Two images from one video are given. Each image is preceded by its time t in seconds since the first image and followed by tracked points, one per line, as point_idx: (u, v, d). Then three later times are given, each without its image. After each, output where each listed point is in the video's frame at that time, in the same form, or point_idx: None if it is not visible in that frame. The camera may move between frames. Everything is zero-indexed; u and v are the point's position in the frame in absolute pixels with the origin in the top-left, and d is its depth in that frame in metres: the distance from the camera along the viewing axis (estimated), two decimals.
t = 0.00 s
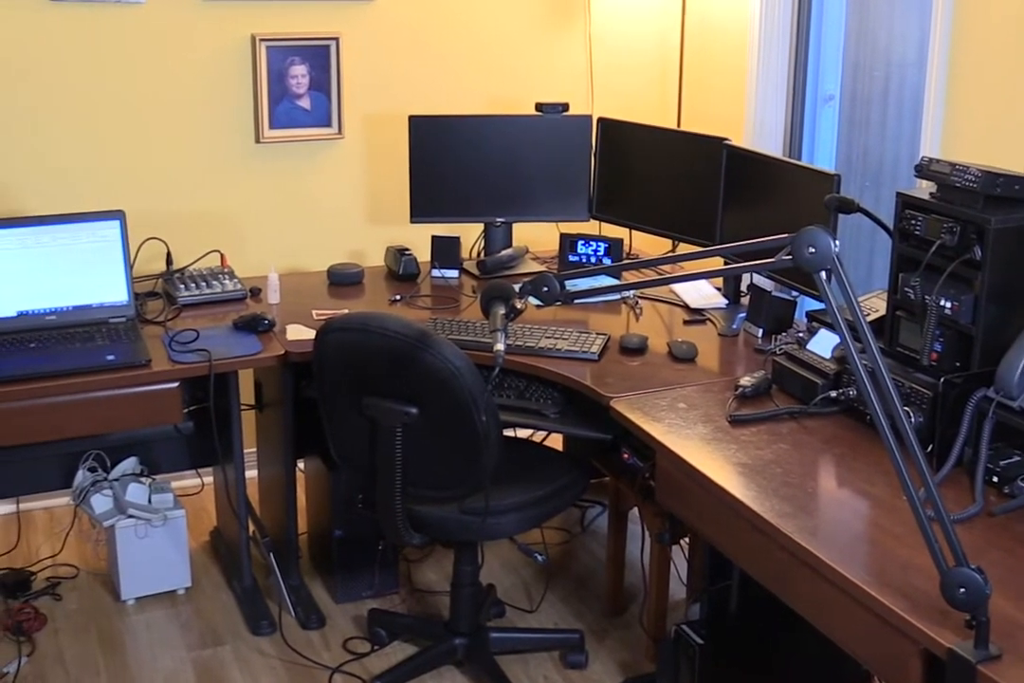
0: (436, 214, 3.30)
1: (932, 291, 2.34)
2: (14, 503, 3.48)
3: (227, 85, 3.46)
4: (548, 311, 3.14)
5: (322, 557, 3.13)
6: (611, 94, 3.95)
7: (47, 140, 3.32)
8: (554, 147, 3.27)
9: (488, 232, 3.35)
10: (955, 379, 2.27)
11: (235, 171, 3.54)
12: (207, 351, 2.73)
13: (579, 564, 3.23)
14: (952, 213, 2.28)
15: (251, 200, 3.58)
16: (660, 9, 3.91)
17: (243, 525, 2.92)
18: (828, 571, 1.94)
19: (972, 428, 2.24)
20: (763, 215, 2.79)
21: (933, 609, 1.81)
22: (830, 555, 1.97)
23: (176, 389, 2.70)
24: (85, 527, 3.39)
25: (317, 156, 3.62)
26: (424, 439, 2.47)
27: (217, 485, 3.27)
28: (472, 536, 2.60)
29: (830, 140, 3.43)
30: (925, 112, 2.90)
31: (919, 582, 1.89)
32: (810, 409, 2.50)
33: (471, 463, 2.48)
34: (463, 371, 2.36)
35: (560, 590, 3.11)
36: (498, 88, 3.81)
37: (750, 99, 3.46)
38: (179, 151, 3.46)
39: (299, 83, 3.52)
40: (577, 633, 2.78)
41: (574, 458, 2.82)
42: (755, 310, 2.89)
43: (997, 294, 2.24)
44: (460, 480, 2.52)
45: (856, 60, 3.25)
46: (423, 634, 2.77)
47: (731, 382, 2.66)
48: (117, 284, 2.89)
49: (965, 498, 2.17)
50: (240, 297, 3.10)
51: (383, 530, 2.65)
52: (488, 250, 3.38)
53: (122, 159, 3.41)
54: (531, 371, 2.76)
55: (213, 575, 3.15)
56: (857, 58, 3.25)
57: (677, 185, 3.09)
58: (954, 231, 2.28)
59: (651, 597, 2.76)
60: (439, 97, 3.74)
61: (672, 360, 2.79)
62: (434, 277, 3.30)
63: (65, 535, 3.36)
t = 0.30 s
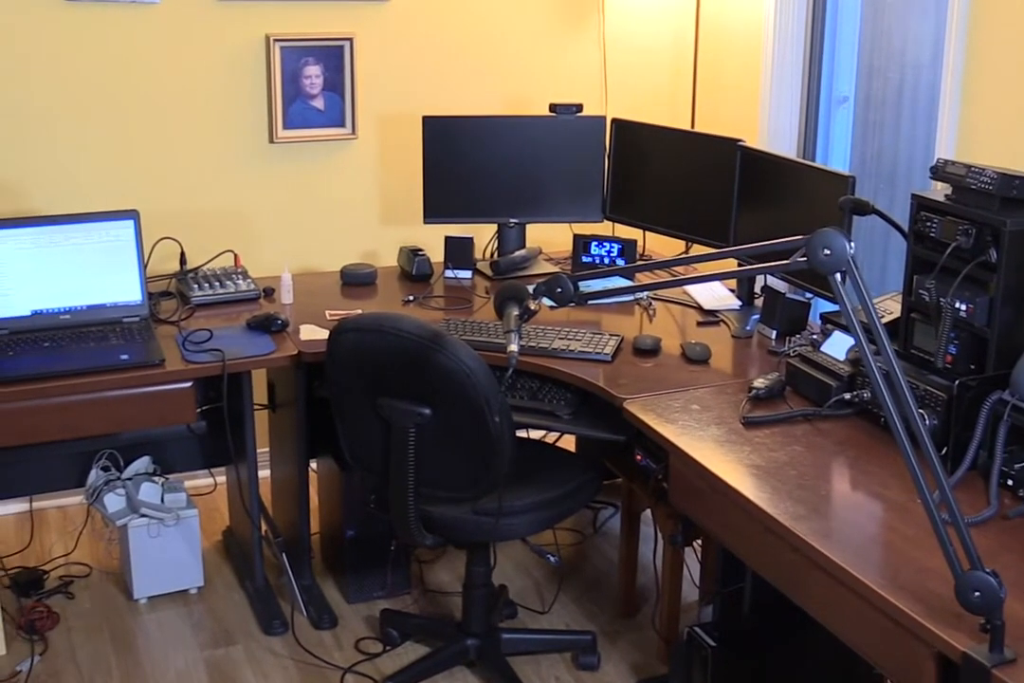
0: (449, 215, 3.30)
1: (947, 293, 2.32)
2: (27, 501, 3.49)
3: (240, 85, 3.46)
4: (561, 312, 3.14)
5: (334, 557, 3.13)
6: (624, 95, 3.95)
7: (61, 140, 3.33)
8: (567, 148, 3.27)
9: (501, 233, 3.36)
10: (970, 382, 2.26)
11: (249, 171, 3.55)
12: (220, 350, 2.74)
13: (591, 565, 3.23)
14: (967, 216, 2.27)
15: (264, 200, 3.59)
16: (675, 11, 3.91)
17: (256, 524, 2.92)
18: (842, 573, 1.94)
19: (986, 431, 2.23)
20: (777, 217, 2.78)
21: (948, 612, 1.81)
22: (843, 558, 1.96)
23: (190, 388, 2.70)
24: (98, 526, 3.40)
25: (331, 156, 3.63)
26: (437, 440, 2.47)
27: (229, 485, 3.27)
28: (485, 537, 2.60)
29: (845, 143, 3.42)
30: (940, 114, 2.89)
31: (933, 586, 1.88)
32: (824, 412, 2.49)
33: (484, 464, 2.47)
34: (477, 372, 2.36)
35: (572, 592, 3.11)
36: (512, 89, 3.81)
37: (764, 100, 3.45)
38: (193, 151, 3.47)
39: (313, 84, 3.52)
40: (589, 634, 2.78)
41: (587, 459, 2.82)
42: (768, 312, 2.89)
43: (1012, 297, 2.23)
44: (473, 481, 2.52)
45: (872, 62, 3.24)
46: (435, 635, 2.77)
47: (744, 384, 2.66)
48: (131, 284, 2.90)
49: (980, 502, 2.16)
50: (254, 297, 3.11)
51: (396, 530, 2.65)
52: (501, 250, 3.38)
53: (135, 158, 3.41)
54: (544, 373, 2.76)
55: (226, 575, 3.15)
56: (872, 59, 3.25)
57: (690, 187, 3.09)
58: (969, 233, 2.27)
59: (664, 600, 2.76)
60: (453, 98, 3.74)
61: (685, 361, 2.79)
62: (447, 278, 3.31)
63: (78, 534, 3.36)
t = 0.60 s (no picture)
0: (463, 215, 3.30)
1: (963, 295, 2.32)
2: (43, 501, 3.50)
3: (255, 86, 3.47)
4: (575, 313, 3.14)
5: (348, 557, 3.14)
6: (639, 95, 3.95)
7: (76, 141, 3.34)
8: (581, 149, 3.28)
9: (515, 234, 3.36)
10: (986, 384, 2.25)
11: (264, 172, 3.56)
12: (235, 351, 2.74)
13: (604, 567, 3.23)
14: (983, 217, 2.26)
15: (279, 201, 3.60)
16: (690, 11, 3.91)
17: (270, 524, 2.93)
18: (856, 576, 1.93)
19: (1001, 434, 2.21)
20: (792, 218, 2.78)
21: (962, 615, 1.80)
22: (858, 560, 1.96)
23: (204, 388, 2.71)
24: (113, 525, 3.42)
25: (346, 157, 3.63)
26: (451, 440, 2.48)
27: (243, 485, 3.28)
28: (499, 538, 2.60)
29: (859, 144, 3.42)
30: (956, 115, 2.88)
31: (948, 588, 1.88)
32: (839, 413, 2.48)
33: (498, 465, 2.48)
34: (491, 373, 2.36)
35: (586, 593, 3.11)
36: (526, 90, 3.81)
37: (779, 102, 3.45)
38: (207, 151, 3.48)
39: (327, 84, 3.53)
40: (602, 636, 2.78)
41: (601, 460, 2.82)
42: (783, 313, 2.88)
43: None
44: (487, 482, 2.52)
45: (887, 63, 3.24)
46: (448, 635, 2.77)
47: (758, 386, 2.65)
48: (147, 283, 2.91)
49: (995, 504, 2.16)
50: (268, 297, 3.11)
51: (409, 531, 2.65)
52: (515, 251, 3.39)
53: (149, 159, 3.42)
54: (558, 374, 2.76)
55: (239, 574, 3.16)
56: (888, 61, 3.24)
57: (705, 188, 3.09)
58: (984, 235, 2.26)
59: (678, 601, 2.75)
60: (467, 99, 3.75)
61: (700, 362, 2.79)
62: (461, 279, 3.31)
63: (93, 533, 3.38)
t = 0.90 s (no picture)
0: (477, 216, 3.30)
1: (979, 298, 2.31)
2: (56, 498, 3.51)
3: (270, 85, 3.48)
4: (589, 314, 3.14)
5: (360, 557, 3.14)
6: (654, 96, 3.95)
7: (91, 139, 3.35)
8: (596, 150, 3.27)
9: (529, 234, 3.36)
10: (1001, 387, 2.24)
11: (279, 171, 3.56)
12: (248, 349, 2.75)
13: (617, 568, 3.23)
14: (1000, 221, 2.25)
15: (293, 200, 3.60)
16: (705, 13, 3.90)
17: (282, 523, 2.93)
18: (870, 579, 1.93)
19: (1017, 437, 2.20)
20: (807, 220, 2.77)
21: (977, 619, 1.79)
22: (871, 564, 1.95)
23: (217, 387, 2.71)
24: (126, 522, 3.43)
25: (361, 157, 3.64)
26: (464, 440, 2.48)
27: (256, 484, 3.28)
28: (511, 539, 2.60)
29: (875, 146, 3.41)
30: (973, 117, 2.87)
31: (962, 592, 1.87)
32: (853, 416, 2.48)
33: (511, 466, 2.48)
34: (505, 373, 2.36)
35: (598, 594, 3.11)
36: (541, 91, 3.81)
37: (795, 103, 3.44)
38: (222, 150, 3.48)
39: (342, 84, 3.53)
40: (614, 637, 2.77)
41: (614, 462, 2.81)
42: (797, 315, 2.88)
43: None
44: (500, 482, 2.52)
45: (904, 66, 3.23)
46: (460, 636, 2.78)
47: (772, 388, 2.65)
48: (161, 281, 2.92)
49: (1010, 509, 2.15)
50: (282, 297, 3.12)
51: (422, 531, 2.65)
52: (529, 252, 3.39)
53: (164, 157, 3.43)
54: (572, 375, 2.75)
55: (252, 573, 3.17)
56: (904, 63, 3.24)
57: (719, 189, 3.08)
58: (1001, 239, 2.25)
59: (690, 603, 2.75)
60: (482, 100, 3.75)
61: (714, 364, 2.78)
62: (475, 280, 3.31)
63: (106, 530, 3.39)
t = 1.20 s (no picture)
0: (491, 217, 3.31)
1: (994, 302, 2.29)
2: (71, 497, 3.53)
3: (285, 86, 3.49)
4: (603, 316, 3.14)
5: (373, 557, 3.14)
6: (668, 96, 3.95)
7: (106, 139, 3.36)
8: (610, 151, 3.27)
9: (543, 236, 3.36)
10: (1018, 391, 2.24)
11: (293, 172, 3.57)
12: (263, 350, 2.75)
13: (630, 570, 3.23)
14: (1016, 223, 2.24)
15: (307, 201, 3.61)
16: (720, 13, 3.90)
17: (295, 523, 2.94)
18: (884, 582, 1.92)
19: None
20: (822, 222, 2.77)
21: (992, 623, 1.78)
22: (886, 567, 1.95)
23: (232, 387, 2.72)
24: (140, 522, 3.44)
25: (374, 158, 3.64)
26: (478, 441, 2.48)
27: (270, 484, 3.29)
28: (525, 540, 2.60)
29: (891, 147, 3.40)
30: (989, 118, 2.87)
31: (977, 596, 1.86)
32: (868, 419, 2.47)
33: (524, 467, 2.47)
34: (519, 374, 2.36)
35: (611, 596, 3.10)
36: (555, 91, 3.81)
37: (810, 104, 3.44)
38: (237, 151, 3.49)
39: (357, 85, 3.54)
40: (627, 639, 2.77)
41: (628, 463, 2.81)
42: (812, 317, 2.87)
43: None
44: (514, 484, 2.52)
45: (920, 66, 3.22)
46: (473, 637, 2.78)
47: (787, 390, 2.64)
48: (177, 281, 2.92)
49: None
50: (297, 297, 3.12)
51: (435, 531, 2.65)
52: (543, 253, 3.39)
53: (179, 158, 3.44)
54: (585, 376, 2.75)
55: (265, 573, 3.17)
56: (920, 63, 3.23)
57: (734, 191, 3.08)
58: (1016, 241, 2.24)
59: (704, 605, 2.75)
60: (496, 100, 3.75)
61: (728, 366, 2.78)
62: (489, 281, 3.31)
63: (121, 529, 3.40)
